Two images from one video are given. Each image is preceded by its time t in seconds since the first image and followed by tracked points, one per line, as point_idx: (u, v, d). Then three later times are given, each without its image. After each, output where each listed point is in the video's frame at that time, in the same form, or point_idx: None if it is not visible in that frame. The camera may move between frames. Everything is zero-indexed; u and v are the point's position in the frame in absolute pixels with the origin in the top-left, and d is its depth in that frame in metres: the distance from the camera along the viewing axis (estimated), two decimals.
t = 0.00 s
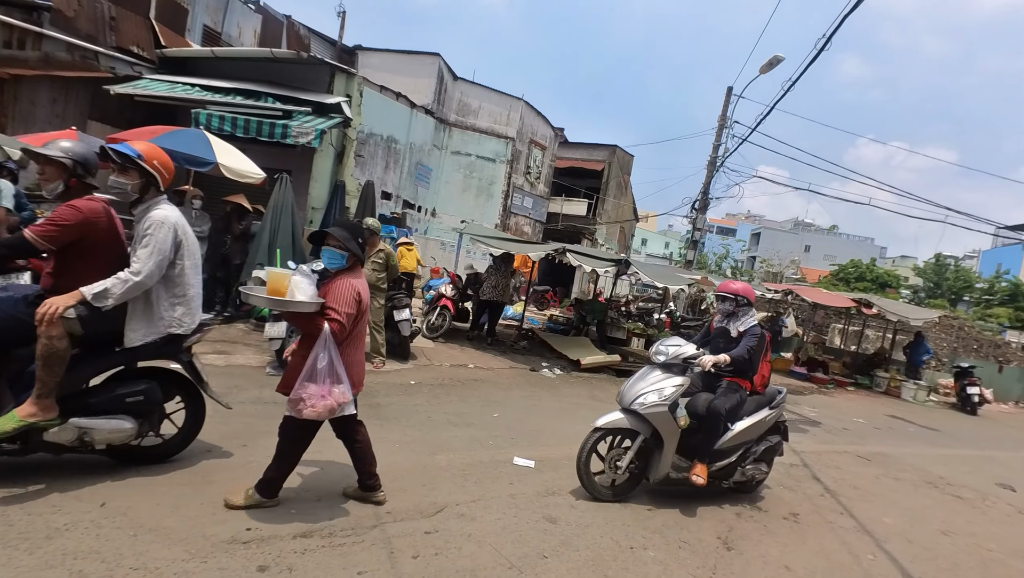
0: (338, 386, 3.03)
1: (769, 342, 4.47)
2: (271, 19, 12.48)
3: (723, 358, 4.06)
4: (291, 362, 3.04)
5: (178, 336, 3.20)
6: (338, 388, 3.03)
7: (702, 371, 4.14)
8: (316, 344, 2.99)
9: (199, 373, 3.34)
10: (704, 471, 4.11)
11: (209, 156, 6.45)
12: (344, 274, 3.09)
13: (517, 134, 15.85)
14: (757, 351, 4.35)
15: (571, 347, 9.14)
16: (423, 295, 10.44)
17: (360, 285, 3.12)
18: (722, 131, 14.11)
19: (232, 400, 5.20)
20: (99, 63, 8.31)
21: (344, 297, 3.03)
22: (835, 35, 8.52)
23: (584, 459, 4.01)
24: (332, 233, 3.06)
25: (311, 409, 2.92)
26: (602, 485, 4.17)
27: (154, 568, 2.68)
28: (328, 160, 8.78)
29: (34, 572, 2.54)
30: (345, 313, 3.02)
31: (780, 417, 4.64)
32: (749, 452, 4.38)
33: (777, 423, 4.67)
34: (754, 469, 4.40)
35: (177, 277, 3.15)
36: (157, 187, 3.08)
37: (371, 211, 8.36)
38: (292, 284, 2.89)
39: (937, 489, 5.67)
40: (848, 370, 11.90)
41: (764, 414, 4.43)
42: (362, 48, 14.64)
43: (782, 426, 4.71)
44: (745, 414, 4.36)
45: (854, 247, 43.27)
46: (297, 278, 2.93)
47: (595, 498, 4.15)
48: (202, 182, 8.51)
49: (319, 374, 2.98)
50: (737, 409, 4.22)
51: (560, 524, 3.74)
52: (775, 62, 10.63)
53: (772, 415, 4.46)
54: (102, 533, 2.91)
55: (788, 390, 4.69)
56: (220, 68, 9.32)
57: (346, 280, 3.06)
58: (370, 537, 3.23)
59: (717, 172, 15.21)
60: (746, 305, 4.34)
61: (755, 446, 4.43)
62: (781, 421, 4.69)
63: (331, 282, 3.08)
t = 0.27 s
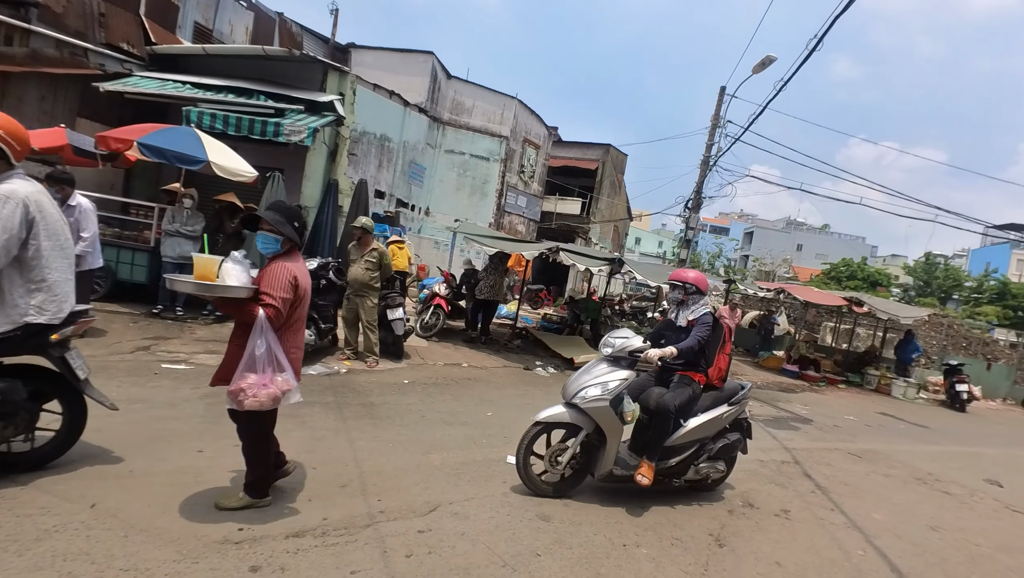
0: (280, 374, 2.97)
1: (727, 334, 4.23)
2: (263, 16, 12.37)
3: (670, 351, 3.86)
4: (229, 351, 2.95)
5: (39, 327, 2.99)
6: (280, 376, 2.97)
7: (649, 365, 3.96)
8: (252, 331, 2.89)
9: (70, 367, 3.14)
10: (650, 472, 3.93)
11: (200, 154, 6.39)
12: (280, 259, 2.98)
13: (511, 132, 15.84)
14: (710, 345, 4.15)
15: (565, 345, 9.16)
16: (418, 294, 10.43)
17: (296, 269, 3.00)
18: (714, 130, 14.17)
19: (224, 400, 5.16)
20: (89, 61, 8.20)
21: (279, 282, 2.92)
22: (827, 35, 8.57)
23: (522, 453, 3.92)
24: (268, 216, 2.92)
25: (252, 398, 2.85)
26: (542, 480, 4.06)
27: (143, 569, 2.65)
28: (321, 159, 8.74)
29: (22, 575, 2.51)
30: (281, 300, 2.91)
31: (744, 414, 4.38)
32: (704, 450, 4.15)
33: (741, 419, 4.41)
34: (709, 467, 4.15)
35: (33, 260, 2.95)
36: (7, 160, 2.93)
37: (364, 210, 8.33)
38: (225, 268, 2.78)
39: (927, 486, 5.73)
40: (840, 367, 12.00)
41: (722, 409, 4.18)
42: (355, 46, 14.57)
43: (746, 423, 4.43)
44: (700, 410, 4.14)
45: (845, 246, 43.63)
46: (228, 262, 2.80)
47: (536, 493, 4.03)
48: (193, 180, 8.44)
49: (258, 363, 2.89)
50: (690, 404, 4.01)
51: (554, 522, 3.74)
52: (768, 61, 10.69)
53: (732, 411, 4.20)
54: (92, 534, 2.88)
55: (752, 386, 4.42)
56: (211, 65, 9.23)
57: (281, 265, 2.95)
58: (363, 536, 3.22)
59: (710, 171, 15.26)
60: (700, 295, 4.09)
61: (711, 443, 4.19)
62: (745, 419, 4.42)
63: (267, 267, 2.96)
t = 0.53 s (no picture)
0: (205, 373, 2.97)
1: (688, 329, 4.02)
2: (256, 14, 12.28)
3: (625, 351, 3.67)
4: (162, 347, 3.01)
5: None
6: (205, 375, 2.97)
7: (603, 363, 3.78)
8: (179, 329, 2.92)
9: None
10: (605, 495, 3.69)
11: (192, 152, 6.34)
12: (216, 254, 3.00)
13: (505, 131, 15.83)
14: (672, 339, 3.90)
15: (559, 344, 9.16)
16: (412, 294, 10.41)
17: (228, 265, 2.99)
18: (708, 130, 14.23)
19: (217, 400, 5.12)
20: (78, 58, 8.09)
21: (209, 278, 2.90)
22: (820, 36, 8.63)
23: (468, 455, 3.71)
24: (199, 211, 2.94)
25: (171, 397, 2.88)
26: (489, 482, 3.88)
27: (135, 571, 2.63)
28: (314, 157, 8.70)
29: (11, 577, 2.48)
30: (210, 296, 2.91)
31: (701, 409, 4.29)
32: (661, 449, 4.00)
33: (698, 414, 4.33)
34: (666, 466, 4.00)
35: None
36: None
37: (358, 209, 8.30)
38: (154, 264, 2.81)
39: (917, 482, 5.80)
40: (831, 365, 12.11)
41: (679, 405, 4.06)
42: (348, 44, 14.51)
43: (703, 419, 4.34)
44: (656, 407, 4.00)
45: (836, 245, 43.97)
46: (158, 259, 2.84)
47: (482, 496, 3.86)
48: (185, 179, 8.37)
49: (182, 361, 2.92)
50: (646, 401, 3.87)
51: (548, 521, 3.74)
52: (761, 62, 10.74)
53: (688, 407, 4.09)
54: (83, 536, 2.85)
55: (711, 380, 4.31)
56: (203, 63, 9.16)
57: (213, 261, 2.95)
58: (357, 536, 3.21)
59: (703, 171, 15.31)
60: (660, 289, 3.94)
61: (668, 441, 4.05)
62: (702, 414, 4.33)
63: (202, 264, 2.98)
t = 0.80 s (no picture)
0: (132, 361, 2.77)
1: (645, 324, 3.76)
2: (250, 12, 12.20)
3: (576, 346, 3.39)
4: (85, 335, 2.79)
5: None
6: (132, 363, 2.77)
7: (554, 361, 3.50)
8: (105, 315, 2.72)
9: None
10: (580, 523, 3.59)
11: (186, 151, 6.30)
12: (149, 239, 2.84)
13: (500, 131, 15.82)
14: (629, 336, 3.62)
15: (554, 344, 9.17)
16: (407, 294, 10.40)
17: (160, 251, 2.83)
18: (702, 130, 14.29)
19: (211, 400, 5.09)
20: (70, 55, 8.03)
21: (139, 263, 2.74)
22: (813, 37, 8.68)
23: (413, 459, 3.49)
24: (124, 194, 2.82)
25: (93, 384, 2.67)
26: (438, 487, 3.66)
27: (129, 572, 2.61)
28: (309, 156, 8.68)
29: None
30: (141, 282, 2.74)
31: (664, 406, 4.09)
32: (619, 449, 3.80)
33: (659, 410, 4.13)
34: (625, 466, 3.80)
35: None
36: None
37: (353, 208, 8.28)
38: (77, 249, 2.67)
39: (908, 480, 5.86)
40: (825, 364, 12.20)
41: (637, 403, 3.85)
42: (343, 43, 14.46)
43: (665, 417, 4.12)
44: (615, 405, 3.78)
45: (828, 245, 44.27)
46: (84, 245, 2.69)
47: (430, 500, 3.63)
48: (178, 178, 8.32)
49: (106, 348, 2.71)
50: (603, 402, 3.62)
51: (544, 520, 3.75)
52: (755, 62, 10.80)
53: (648, 405, 3.88)
54: (75, 538, 2.83)
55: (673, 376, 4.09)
56: (196, 61, 9.11)
57: (145, 245, 2.77)
58: (352, 537, 3.20)
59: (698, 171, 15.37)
60: (620, 284, 3.60)
61: (628, 440, 3.85)
62: (664, 411, 4.11)
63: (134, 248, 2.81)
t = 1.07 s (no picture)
0: (48, 362, 2.66)
1: (604, 319, 3.66)
2: (244, 10, 12.13)
3: (528, 343, 3.30)
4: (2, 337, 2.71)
5: None
6: (48, 365, 2.66)
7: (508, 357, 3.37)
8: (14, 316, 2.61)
9: None
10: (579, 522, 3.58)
11: (179, 150, 6.26)
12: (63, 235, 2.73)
13: (496, 130, 15.81)
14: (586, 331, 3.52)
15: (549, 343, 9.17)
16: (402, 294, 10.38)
17: (75, 248, 2.71)
18: (697, 130, 14.33)
19: (205, 400, 5.06)
20: (62, 53, 7.97)
21: (52, 262, 2.63)
22: (808, 37, 8.73)
23: (359, 463, 3.32)
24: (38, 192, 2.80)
25: (6, 387, 2.58)
26: (386, 492, 3.48)
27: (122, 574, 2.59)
28: (304, 155, 8.64)
29: None
30: (50, 280, 2.62)
31: (628, 405, 4.00)
32: (579, 449, 3.71)
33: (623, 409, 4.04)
34: (586, 466, 3.72)
35: None
36: None
37: (348, 207, 8.25)
38: None
39: (901, 478, 5.90)
40: (819, 364, 12.26)
41: (599, 401, 3.75)
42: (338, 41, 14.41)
43: (630, 415, 4.03)
44: (576, 404, 3.68)
45: (822, 245, 44.51)
46: None
47: (377, 506, 3.44)
48: (170, 177, 8.26)
49: (17, 349, 2.60)
50: (561, 402, 3.52)
51: (539, 520, 3.75)
52: (750, 63, 10.85)
53: (611, 403, 3.78)
54: (67, 540, 2.80)
55: (638, 373, 3.99)
56: (190, 59, 9.05)
57: (57, 242, 2.66)
58: (348, 537, 3.18)
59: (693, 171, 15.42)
60: (572, 275, 3.50)
61: (589, 440, 3.76)
62: (629, 410, 4.02)
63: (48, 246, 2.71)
